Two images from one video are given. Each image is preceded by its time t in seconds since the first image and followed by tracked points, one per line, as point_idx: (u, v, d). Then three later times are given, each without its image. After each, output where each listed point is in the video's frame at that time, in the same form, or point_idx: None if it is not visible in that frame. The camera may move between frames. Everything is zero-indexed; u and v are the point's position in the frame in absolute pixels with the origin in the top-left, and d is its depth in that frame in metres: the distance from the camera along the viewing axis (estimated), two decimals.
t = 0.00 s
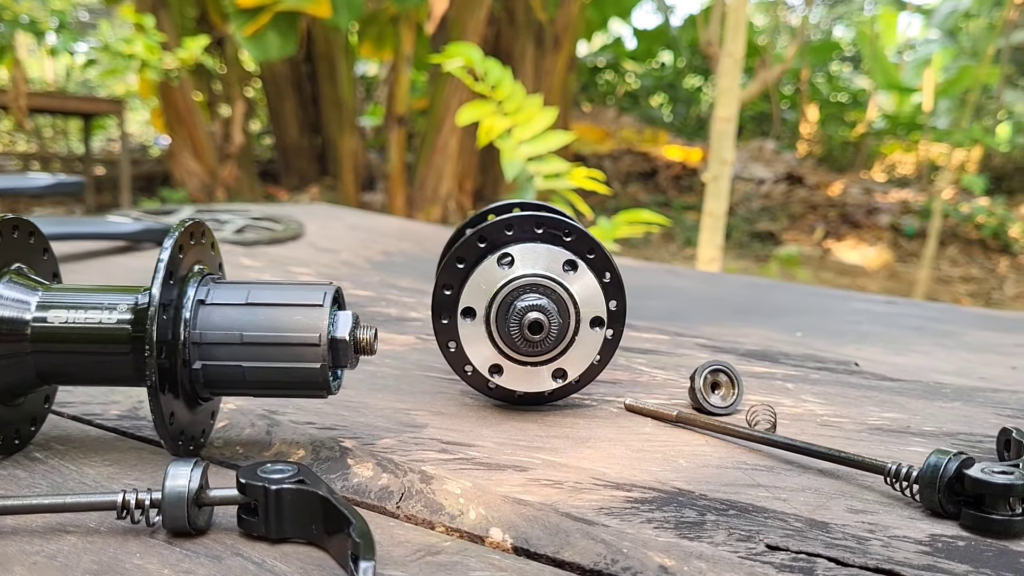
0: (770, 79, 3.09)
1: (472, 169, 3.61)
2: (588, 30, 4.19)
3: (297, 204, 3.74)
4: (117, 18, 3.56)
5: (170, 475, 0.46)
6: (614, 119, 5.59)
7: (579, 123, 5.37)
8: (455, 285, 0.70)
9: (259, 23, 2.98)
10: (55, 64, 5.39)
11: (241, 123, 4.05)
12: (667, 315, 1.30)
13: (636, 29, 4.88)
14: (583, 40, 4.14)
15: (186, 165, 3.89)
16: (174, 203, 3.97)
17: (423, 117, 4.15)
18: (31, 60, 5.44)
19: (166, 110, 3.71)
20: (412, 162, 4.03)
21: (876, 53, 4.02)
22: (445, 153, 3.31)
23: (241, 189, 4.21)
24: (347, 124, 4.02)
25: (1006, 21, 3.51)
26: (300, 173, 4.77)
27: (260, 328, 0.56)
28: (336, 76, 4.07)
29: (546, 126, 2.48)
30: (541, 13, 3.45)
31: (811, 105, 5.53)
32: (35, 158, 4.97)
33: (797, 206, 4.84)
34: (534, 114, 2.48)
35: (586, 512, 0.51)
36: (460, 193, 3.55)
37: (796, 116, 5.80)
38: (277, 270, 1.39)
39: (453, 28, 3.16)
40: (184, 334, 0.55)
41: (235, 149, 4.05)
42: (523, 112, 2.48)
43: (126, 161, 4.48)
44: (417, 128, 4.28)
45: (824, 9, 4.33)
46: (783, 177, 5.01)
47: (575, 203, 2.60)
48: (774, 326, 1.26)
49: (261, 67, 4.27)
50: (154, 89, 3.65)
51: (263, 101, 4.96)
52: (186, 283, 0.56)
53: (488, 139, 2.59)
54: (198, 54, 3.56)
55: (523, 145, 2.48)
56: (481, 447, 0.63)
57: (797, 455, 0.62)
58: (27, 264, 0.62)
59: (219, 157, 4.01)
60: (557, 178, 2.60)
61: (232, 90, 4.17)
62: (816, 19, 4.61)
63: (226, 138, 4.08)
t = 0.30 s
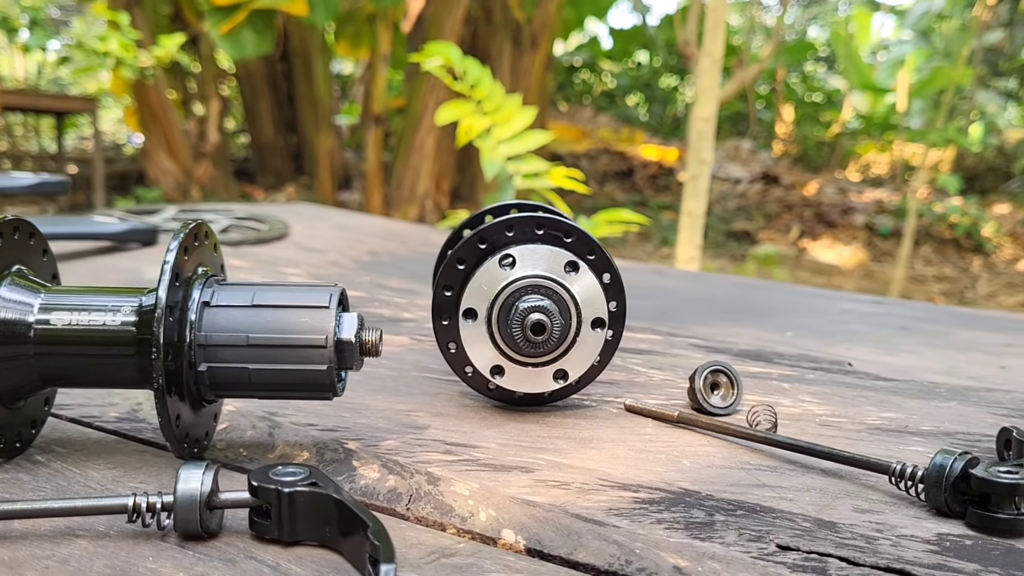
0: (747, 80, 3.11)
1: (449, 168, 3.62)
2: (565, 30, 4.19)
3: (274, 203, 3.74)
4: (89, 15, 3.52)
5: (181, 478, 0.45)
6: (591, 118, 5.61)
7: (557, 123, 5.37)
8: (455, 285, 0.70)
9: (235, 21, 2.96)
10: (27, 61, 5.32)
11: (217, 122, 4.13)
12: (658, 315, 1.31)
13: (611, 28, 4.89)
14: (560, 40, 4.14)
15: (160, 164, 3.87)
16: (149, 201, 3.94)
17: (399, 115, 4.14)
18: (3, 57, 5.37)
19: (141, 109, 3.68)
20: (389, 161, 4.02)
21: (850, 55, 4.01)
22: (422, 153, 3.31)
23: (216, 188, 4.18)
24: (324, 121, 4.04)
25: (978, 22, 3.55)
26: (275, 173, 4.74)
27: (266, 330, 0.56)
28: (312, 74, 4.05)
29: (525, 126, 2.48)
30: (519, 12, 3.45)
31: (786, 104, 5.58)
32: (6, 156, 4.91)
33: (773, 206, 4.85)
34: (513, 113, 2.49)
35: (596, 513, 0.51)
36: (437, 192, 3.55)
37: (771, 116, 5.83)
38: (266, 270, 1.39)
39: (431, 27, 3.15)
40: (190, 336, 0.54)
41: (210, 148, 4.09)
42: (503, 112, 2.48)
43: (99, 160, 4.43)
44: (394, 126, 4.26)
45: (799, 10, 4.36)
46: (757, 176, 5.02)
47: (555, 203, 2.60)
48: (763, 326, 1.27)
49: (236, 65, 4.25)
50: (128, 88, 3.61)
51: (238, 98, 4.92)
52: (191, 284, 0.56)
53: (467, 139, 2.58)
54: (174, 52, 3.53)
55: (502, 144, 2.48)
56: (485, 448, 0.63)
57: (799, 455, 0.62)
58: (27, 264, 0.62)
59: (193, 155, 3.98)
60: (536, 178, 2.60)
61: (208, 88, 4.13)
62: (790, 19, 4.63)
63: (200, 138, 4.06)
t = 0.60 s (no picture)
0: (725, 80, 3.13)
1: (427, 168, 3.61)
2: (542, 29, 4.18)
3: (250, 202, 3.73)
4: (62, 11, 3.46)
5: (195, 483, 0.45)
6: (568, 117, 5.62)
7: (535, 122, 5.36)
8: (458, 287, 0.70)
9: (211, 18, 2.94)
10: None
11: (192, 120, 4.11)
12: (649, 315, 1.31)
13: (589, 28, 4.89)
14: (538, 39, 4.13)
15: (135, 163, 3.85)
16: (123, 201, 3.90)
17: (376, 114, 4.09)
18: None
19: (115, 108, 3.62)
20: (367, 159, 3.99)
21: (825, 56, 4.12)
22: (401, 151, 3.30)
23: (191, 187, 4.13)
24: (301, 121, 4.04)
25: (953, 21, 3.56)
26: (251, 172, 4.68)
27: (275, 333, 0.55)
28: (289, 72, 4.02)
29: (505, 125, 2.49)
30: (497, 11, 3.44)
31: (763, 105, 5.61)
32: None
33: (750, 205, 4.85)
34: (493, 113, 2.49)
35: (607, 515, 0.51)
36: (415, 191, 3.53)
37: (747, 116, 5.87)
38: (257, 271, 1.38)
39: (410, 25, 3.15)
40: (197, 339, 0.54)
41: (186, 146, 4.07)
42: (483, 111, 2.49)
43: (72, 158, 4.36)
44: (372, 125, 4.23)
45: (774, 10, 4.37)
46: (736, 177, 5.10)
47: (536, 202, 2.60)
48: (753, 326, 1.28)
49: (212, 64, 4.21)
50: (102, 85, 3.56)
51: (213, 96, 4.87)
52: (198, 288, 0.56)
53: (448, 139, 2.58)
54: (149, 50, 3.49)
55: (482, 143, 2.48)
56: (491, 449, 0.63)
57: (803, 456, 0.63)
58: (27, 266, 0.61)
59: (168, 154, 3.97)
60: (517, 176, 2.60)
61: (184, 86, 4.09)
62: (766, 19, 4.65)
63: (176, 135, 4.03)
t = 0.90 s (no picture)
0: (704, 80, 3.14)
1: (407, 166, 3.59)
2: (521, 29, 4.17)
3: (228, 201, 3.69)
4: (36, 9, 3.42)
5: (212, 488, 0.45)
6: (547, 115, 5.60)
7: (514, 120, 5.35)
8: (461, 289, 0.70)
9: (189, 16, 2.92)
10: None
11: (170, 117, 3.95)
12: (642, 316, 1.32)
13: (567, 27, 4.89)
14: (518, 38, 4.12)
15: (111, 160, 3.80)
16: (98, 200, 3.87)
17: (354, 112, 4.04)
18: None
19: (92, 107, 3.59)
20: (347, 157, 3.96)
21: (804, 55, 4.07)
22: (381, 150, 3.28)
23: (169, 186, 4.09)
24: (280, 119, 3.92)
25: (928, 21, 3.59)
26: (229, 170, 4.63)
27: (285, 337, 0.55)
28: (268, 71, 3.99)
29: (487, 124, 2.49)
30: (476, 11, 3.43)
31: (741, 104, 5.63)
32: None
33: (729, 204, 4.86)
34: (475, 112, 2.49)
35: (620, 517, 0.51)
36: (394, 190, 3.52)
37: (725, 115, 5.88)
38: (248, 272, 1.38)
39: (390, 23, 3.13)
40: (207, 343, 0.54)
41: (163, 145, 3.95)
42: (465, 111, 2.48)
43: (47, 157, 4.32)
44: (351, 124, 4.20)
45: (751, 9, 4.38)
46: (715, 175, 5.09)
47: (518, 202, 2.60)
48: (745, 326, 1.29)
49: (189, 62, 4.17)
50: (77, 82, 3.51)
51: (190, 93, 4.82)
52: (207, 292, 0.55)
53: (431, 138, 2.58)
54: (127, 48, 3.46)
55: (464, 143, 2.48)
56: (498, 452, 0.63)
57: (807, 456, 0.63)
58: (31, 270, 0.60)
59: (145, 152, 3.94)
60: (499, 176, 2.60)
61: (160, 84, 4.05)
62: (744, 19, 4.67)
63: (153, 133, 4.00)
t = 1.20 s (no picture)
0: (686, 79, 3.13)
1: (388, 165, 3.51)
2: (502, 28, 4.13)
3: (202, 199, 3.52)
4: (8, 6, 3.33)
5: (231, 488, 0.45)
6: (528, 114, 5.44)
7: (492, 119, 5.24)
8: (467, 288, 0.70)
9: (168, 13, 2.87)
10: None
11: (148, 116, 3.87)
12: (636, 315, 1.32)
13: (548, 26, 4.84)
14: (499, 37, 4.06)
15: (89, 160, 3.68)
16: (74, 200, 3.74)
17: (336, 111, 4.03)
18: None
19: (68, 105, 3.49)
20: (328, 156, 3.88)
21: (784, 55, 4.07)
22: (362, 148, 3.17)
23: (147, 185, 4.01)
24: (259, 118, 3.78)
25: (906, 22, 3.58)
26: (207, 169, 4.54)
27: (297, 337, 0.55)
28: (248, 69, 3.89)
29: (470, 123, 2.49)
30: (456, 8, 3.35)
31: (721, 104, 5.61)
32: None
33: (709, 202, 4.85)
34: (458, 111, 2.48)
35: (635, 514, 0.51)
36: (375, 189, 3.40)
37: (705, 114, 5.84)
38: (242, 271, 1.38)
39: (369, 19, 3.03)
40: (219, 344, 0.53)
41: (141, 143, 3.84)
42: (448, 110, 2.47)
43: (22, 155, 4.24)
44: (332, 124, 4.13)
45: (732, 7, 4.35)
46: (696, 174, 5.08)
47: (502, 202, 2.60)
48: (738, 324, 1.29)
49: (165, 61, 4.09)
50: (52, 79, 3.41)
51: (168, 90, 4.66)
52: (218, 292, 0.55)
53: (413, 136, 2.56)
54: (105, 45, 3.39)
55: (447, 142, 2.48)
56: (507, 451, 0.63)
57: (813, 453, 0.64)
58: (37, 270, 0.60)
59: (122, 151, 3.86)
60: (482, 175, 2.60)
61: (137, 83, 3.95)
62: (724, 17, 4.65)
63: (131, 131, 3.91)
